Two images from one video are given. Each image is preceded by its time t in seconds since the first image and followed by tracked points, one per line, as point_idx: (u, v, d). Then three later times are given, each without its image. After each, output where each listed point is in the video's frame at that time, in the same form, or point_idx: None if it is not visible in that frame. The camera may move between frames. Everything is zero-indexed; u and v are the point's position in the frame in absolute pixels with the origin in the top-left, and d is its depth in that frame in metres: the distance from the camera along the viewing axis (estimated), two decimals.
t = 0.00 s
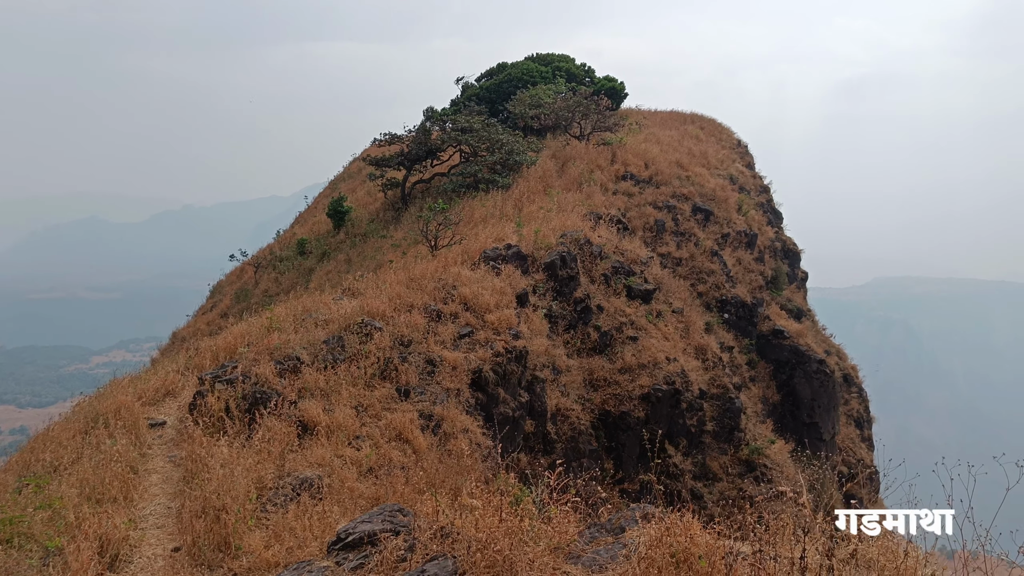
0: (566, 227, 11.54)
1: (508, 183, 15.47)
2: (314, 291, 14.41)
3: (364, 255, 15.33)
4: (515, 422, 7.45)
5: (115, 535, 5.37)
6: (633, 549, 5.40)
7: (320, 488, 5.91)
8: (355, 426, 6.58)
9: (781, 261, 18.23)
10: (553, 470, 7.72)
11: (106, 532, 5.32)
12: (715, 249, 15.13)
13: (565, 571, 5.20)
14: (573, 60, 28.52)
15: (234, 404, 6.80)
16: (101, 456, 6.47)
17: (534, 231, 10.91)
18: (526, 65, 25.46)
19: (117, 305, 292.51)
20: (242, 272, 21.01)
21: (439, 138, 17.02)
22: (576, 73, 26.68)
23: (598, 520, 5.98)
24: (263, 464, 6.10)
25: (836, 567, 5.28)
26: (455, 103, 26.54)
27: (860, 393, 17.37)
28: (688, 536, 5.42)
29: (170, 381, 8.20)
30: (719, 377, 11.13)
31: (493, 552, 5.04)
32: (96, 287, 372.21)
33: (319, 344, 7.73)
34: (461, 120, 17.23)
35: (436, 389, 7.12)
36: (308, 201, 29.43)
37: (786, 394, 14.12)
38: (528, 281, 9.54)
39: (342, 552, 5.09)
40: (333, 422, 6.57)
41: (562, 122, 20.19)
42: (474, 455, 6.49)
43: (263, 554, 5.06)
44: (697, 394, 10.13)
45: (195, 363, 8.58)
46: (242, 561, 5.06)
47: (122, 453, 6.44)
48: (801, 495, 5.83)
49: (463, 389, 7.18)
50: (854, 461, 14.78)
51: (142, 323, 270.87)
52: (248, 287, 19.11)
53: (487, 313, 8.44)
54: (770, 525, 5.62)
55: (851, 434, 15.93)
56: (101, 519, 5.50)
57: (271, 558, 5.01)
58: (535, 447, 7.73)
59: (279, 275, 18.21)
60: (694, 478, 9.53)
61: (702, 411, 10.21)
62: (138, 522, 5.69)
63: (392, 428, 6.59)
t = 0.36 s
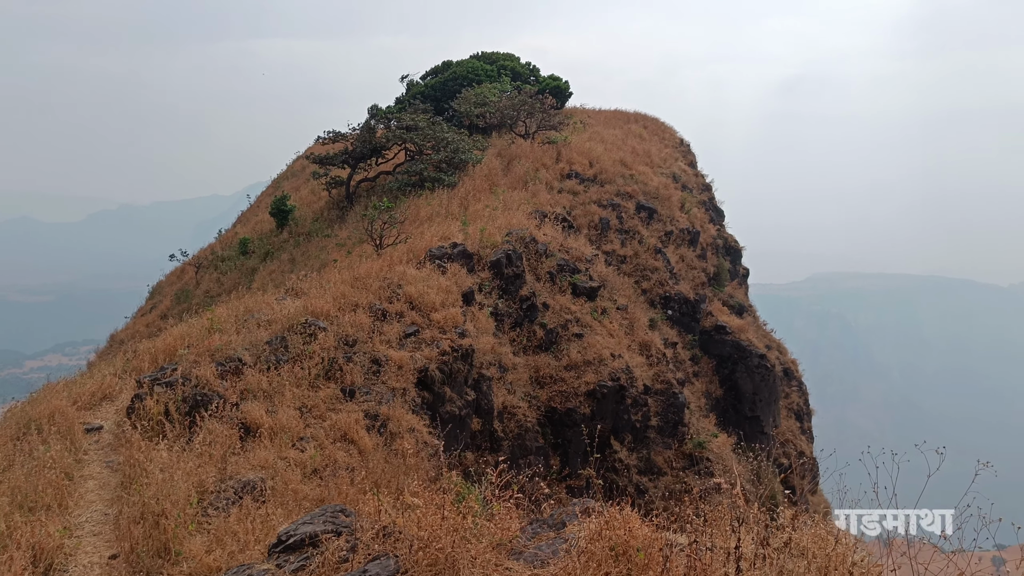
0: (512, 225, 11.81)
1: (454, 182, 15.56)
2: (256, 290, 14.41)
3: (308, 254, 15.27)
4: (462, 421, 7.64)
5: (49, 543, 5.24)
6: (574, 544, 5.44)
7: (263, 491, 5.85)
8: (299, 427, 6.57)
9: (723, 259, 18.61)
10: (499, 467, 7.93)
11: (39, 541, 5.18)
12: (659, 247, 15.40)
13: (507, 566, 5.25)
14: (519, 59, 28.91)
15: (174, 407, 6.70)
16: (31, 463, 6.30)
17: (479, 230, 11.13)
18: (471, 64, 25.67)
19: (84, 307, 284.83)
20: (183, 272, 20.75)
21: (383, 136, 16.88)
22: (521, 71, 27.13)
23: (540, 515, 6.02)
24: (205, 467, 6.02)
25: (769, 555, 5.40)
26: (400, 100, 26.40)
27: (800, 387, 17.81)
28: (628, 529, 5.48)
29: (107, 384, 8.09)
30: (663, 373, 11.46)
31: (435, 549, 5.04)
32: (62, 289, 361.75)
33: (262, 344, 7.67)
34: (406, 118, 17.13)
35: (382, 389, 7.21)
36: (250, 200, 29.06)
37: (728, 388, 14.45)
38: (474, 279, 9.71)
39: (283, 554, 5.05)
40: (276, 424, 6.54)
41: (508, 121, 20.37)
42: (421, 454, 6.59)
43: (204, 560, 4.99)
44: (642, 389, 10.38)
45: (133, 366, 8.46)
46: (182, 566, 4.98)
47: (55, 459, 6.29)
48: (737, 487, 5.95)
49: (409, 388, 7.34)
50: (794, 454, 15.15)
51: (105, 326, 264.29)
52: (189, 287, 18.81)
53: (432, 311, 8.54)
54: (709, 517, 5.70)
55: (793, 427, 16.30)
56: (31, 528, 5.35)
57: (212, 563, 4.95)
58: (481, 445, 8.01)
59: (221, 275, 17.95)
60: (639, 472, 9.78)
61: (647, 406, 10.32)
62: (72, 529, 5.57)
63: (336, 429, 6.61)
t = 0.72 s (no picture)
0: (465, 220, 12.12)
1: (407, 177, 15.74)
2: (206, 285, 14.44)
3: (260, 249, 15.29)
4: (416, 417, 7.82)
5: None
6: (519, 538, 5.47)
7: (211, 490, 5.79)
8: (248, 425, 6.55)
9: (674, 254, 19.02)
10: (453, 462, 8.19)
11: None
12: (611, 242, 15.64)
13: (453, 562, 5.26)
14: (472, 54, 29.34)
15: (118, 405, 6.60)
16: None
17: (433, 225, 11.44)
18: (424, 59, 26.01)
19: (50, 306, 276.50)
20: (131, 268, 20.47)
21: (336, 130, 17.05)
22: (475, 67, 27.52)
23: (488, 510, 6.05)
24: (150, 466, 5.93)
25: (712, 546, 5.52)
26: (354, 95, 26.60)
27: (749, 379, 18.30)
28: (573, 523, 5.51)
29: (47, 383, 7.92)
30: (615, 366, 11.68)
31: (381, 546, 5.03)
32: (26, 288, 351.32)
33: (210, 341, 7.64)
34: (359, 113, 17.40)
35: (333, 385, 7.26)
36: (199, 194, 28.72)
37: (679, 381, 14.68)
38: (427, 275, 9.99)
39: (226, 555, 4.95)
40: (225, 422, 6.51)
41: (462, 116, 20.51)
42: (372, 450, 6.68)
43: (149, 561, 4.88)
44: (594, 383, 10.70)
45: (75, 365, 8.30)
46: (126, 569, 4.85)
47: None
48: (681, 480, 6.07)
49: (361, 384, 7.42)
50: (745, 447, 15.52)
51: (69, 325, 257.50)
52: (136, 283, 18.53)
53: (385, 307, 8.73)
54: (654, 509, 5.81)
55: (742, 419, 16.73)
56: None
57: (156, 564, 4.85)
58: (435, 440, 8.19)
59: (170, 271, 17.71)
60: (592, 466, 10.10)
61: (600, 400, 10.72)
62: (10, 531, 5.38)
63: (287, 426, 6.61)
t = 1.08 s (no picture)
0: (397, 218, 12.42)
1: (339, 173, 15.82)
2: (129, 284, 14.25)
3: (187, 247, 15.09)
4: (348, 416, 8.00)
5: None
6: (444, 536, 5.53)
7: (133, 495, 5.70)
8: (173, 427, 6.54)
9: (607, 250, 19.43)
10: (385, 460, 8.41)
11: None
12: (544, 239, 15.97)
13: (379, 561, 5.23)
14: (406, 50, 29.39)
15: (33, 409, 6.46)
16: None
17: (365, 222, 11.70)
18: (356, 53, 25.92)
19: None
20: (52, 267, 19.82)
21: (265, 126, 16.77)
22: (408, 63, 27.60)
23: (414, 510, 6.11)
24: (68, 472, 5.76)
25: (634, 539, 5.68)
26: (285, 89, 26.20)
27: (681, 373, 18.75)
28: (498, 519, 5.60)
29: None
30: (548, 362, 12.15)
31: (303, 548, 5.00)
32: None
33: (132, 342, 7.62)
34: (289, 108, 17.11)
35: (262, 385, 7.38)
36: (121, 191, 27.79)
37: (612, 376, 14.97)
38: (360, 272, 10.24)
39: (142, 562, 4.77)
40: (148, 424, 6.48)
41: (394, 112, 20.62)
42: (302, 451, 6.82)
43: (66, 569, 4.59)
44: (527, 379, 11.13)
45: None
46: None
47: None
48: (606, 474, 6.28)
49: (291, 383, 7.55)
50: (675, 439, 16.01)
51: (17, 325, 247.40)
52: (56, 283, 17.99)
53: (316, 305, 8.94)
54: (576, 503, 5.99)
55: (674, 413, 17.15)
56: None
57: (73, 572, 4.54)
58: (368, 439, 8.37)
59: (91, 270, 17.23)
60: (525, 462, 10.45)
61: (533, 396, 11.14)
62: None
63: (214, 427, 6.65)
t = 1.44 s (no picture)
0: (322, 207, 12.48)
1: (261, 162, 15.65)
2: (38, 276, 13.86)
3: (100, 238, 14.67)
4: (271, 410, 8.07)
5: None
6: (364, 528, 5.58)
7: (44, 496, 5.58)
8: (86, 425, 6.47)
9: (534, 239, 19.86)
10: (308, 452, 8.51)
11: None
12: (471, 228, 16.23)
13: (299, 556, 5.21)
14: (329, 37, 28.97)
15: None
16: None
17: (288, 212, 11.70)
18: (277, 40, 25.45)
19: None
20: None
21: (183, 113, 16.31)
22: (332, 50, 27.21)
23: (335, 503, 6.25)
24: None
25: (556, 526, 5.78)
26: (203, 76, 25.45)
27: (607, 359, 19.07)
28: (419, 510, 5.61)
29: None
30: (476, 352, 12.33)
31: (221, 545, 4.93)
32: None
33: (42, 338, 7.56)
34: (209, 95, 16.68)
35: (181, 379, 7.34)
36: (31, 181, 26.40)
37: (540, 363, 15.13)
38: (282, 263, 10.27)
39: (49, 566, 4.62)
40: (60, 423, 6.40)
41: (318, 99, 20.43)
42: (224, 446, 6.88)
43: None
44: (455, 369, 11.39)
45: None
46: None
47: None
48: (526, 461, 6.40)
49: (212, 377, 7.54)
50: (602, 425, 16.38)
51: None
52: None
53: (238, 297, 8.87)
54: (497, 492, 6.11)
55: (601, 399, 17.52)
56: None
57: None
58: (292, 432, 8.47)
59: None
60: (453, 451, 10.72)
61: (461, 385, 11.38)
62: None
63: (130, 424, 6.61)
